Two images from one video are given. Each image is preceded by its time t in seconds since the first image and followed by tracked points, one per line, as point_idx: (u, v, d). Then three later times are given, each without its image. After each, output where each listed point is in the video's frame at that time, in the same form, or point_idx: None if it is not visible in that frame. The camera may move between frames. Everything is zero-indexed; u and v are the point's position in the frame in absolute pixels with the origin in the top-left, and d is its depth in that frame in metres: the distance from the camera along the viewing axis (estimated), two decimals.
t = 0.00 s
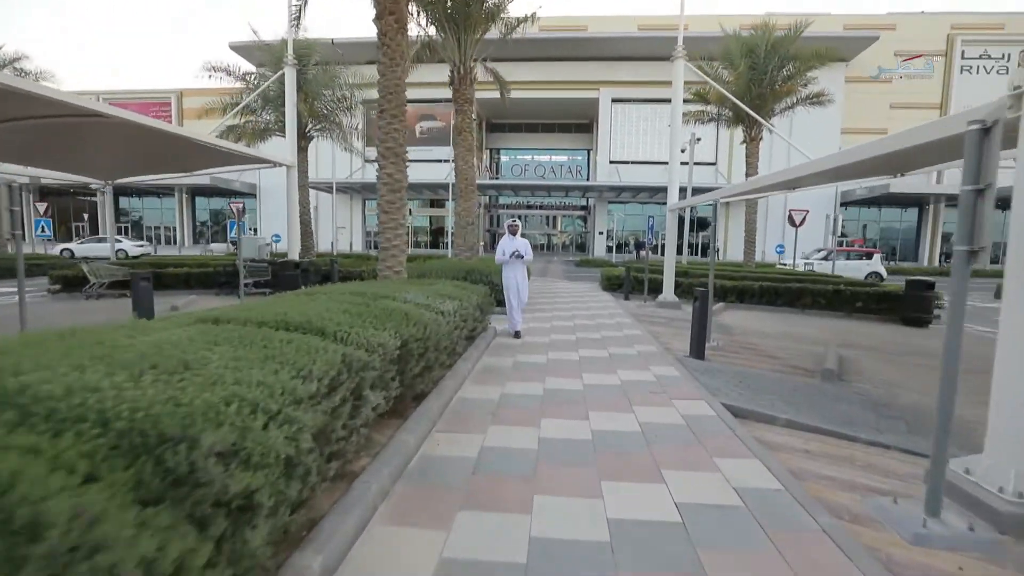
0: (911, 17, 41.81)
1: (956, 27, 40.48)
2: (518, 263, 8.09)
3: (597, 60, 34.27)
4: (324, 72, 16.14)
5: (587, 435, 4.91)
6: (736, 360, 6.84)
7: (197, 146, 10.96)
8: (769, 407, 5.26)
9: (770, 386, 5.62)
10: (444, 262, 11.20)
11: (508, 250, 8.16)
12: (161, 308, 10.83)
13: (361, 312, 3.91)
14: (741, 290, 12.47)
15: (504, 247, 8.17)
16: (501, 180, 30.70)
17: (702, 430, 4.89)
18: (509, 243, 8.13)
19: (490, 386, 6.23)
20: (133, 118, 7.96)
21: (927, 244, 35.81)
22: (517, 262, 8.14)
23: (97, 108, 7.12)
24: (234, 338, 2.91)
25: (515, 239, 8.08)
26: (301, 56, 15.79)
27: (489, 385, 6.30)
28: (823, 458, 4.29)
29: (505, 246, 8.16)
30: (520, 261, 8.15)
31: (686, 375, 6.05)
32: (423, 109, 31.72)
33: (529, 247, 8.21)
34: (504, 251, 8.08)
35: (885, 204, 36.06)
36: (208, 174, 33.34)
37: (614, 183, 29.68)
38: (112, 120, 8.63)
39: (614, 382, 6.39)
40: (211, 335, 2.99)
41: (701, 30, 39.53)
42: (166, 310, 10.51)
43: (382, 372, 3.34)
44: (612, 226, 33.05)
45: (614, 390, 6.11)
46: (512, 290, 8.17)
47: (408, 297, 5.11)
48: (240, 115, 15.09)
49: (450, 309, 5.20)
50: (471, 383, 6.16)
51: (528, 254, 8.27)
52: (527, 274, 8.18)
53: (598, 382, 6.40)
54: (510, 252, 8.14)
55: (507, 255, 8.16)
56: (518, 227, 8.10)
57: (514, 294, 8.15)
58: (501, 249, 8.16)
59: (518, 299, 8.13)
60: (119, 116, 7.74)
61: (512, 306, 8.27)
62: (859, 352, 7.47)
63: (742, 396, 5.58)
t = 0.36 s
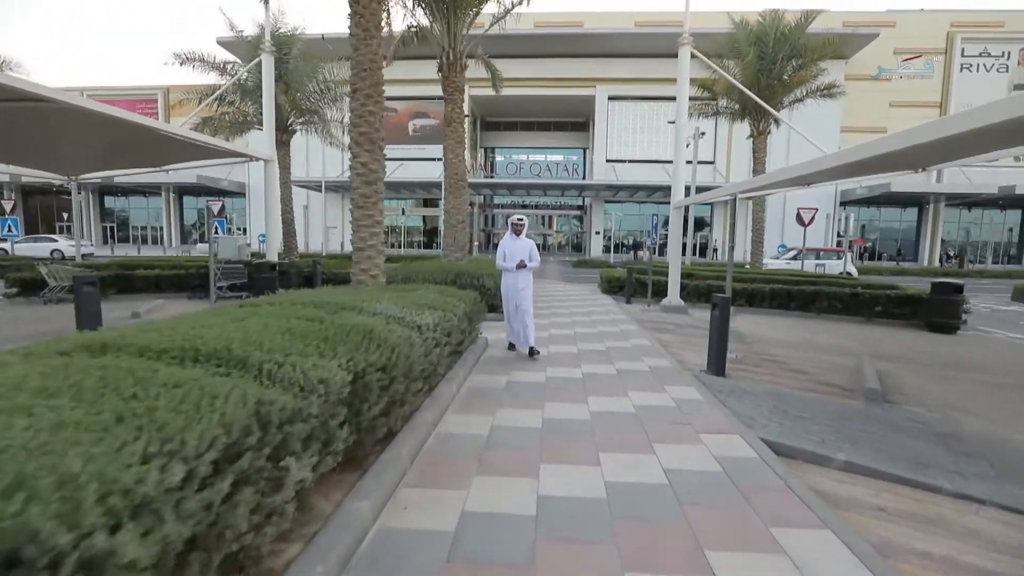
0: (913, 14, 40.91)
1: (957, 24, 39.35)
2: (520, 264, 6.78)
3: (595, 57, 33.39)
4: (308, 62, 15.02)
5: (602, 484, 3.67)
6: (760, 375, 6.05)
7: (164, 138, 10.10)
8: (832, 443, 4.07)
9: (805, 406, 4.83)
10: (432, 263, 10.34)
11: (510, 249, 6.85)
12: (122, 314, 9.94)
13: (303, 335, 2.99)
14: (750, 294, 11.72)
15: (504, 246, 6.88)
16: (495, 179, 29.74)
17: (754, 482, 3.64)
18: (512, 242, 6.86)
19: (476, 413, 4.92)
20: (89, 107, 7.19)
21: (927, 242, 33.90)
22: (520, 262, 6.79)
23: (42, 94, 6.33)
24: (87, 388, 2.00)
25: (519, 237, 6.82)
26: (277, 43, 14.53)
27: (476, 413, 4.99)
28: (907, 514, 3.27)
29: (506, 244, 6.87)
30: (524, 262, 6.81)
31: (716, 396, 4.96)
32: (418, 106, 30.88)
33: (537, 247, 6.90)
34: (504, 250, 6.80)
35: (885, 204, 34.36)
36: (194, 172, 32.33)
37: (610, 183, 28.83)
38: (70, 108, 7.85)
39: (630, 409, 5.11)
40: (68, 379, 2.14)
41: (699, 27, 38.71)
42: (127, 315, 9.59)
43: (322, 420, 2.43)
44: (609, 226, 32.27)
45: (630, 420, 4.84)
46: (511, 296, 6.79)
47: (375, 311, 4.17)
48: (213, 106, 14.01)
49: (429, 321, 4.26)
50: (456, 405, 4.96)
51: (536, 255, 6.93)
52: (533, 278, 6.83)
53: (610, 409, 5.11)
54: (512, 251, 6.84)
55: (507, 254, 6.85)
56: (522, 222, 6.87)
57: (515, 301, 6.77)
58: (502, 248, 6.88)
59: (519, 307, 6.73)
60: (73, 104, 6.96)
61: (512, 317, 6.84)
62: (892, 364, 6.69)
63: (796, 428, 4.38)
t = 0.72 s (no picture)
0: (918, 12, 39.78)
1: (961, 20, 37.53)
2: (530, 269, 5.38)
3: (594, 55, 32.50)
4: (293, 52, 14.15)
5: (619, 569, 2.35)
6: (789, 394, 5.27)
7: (149, 137, 9.41)
8: (915, 494, 3.06)
9: (853, 435, 4.03)
10: (421, 266, 9.56)
11: (517, 249, 5.45)
12: (82, 321, 9.12)
13: (222, 370, 2.16)
14: (761, 298, 11.04)
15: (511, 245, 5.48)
16: (491, 178, 28.86)
17: (843, 567, 2.37)
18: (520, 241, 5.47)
19: (454, 452, 3.58)
20: (80, 106, 6.59)
21: (928, 244, 33.11)
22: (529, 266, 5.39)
23: (33, 94, 5.73)
24: None
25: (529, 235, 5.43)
26: (257, 32, 13.63)
27: (456, 453, 3.65)
28: None
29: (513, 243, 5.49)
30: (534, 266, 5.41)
31: (751, 428, 4.02)
32: (415, 104, 29.97)
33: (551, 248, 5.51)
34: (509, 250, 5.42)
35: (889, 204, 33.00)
36: (183, 173, 31.45)
37: (609, 182, 28.03)
38: (58, 110, 7.22)
39: (657, 447, 3.77)
40: None
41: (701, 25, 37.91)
42: (87, 323, 8.78)
43: (231, 506, 1.62)
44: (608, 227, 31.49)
45: (659, 466, 3.47)
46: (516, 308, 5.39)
47: (339, 327, 3.33)
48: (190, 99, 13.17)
49: (407, 338, 3.42)
50: (438, 439, 3.73)
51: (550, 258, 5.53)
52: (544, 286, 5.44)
53: (634, 449, 3.74)
54: (521, 252, 5.44)
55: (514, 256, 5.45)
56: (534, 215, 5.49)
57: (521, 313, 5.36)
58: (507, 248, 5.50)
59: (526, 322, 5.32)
60: (61, 103, 6.33)
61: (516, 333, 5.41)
62: (935, 379, 5.91)
63: (868, 474, 3.30)
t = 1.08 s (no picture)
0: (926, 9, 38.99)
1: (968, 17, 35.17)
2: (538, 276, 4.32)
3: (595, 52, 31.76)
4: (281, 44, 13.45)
5: None
6: (823, 415, 4.65)
7: (132, 133, 8.82)
8: (1017, 561, 2.43)
9: (912, 470, 3.41)
10: (413, 269, 8.95)
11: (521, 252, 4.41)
12: (48, 326, 8.47)
13: (100, 423, 1.53)
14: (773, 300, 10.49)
15: (513, 246, 4.44)
16: (490, 177, 28.12)
17: None
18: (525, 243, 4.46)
19: (436, 498, 2.89)
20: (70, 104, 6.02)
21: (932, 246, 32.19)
22: (537, 271, 4.32)
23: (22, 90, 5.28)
24: None
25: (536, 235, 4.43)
26: (241, 21, 12.92)
27: (442, 497, 2.99)
28: None
29: (516, 245, 4.45)
30: (544, 271, 4.35)
31: (793, 464, 3.36)
32: (411, 102, 29.23)
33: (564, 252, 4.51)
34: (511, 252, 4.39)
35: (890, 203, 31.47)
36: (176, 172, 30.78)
37: (610, 181, 27.33)
38: (44, 110, 6.72)
39: (685, 490, 3.04)
40: None
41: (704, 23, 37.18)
42: (52, 329, 8.14)
43: None
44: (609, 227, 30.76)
45: (692, 518, 2.74)
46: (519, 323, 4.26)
47: (296, 347, 2.69)
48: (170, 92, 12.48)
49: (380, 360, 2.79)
50: (417, 482, 3.04)
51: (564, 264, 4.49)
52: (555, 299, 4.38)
53: (657, 493, 3.00)
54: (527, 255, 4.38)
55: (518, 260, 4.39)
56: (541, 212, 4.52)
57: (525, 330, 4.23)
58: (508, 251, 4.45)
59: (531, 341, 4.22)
60: (54, 102, 5.87)
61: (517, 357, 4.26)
62: (983, 397, 5.29)
63: (948, 531, 2.66)
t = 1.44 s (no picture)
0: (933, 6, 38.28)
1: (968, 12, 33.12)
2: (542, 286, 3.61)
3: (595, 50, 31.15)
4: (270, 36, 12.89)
5: None
6: (858, 437, 4.16)
7: (113, 127, 8.32)
8: None
9: (978, 510, 2.91)
10: (405, 271, 8.44)
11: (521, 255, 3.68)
12: (15, 333, 7.92)
13: None
14: (784, 304, 10.00)
15: (512, 247, 3.70)
16: (489, 177, 27.52)
17: None
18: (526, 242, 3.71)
19: (415, 554, 2.37)
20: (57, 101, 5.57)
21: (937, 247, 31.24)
22: (541, 279, 3.61)
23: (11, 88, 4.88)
24: None
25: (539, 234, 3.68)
26: (227, 12, 12.36)
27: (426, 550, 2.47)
28: None
29: (515, 246, 3.72)
30: (549, 280, 3.63)
31: (840, 505, 2.86)
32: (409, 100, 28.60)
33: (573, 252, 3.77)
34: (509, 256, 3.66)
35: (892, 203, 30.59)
36: (169, 171, 30.13)
37: (611, 181, 26.75)
38: (15, 104, 6.22)
39: (716, 540, 2.51)
40: None
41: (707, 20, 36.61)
42: (18, 336, 7.58)
43: None
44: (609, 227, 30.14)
45: None
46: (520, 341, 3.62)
47: (242, 375, 2.18)
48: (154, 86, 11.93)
49: (346, 388, 2.28)
50: (394, 533, 2.53)
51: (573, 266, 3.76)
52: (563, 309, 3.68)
53: (681, 546, 2.46)
54: (528, 260, 3.66)
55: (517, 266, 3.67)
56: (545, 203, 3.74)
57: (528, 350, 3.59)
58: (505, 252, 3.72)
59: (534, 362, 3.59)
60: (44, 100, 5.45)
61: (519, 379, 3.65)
62: None
63: None
